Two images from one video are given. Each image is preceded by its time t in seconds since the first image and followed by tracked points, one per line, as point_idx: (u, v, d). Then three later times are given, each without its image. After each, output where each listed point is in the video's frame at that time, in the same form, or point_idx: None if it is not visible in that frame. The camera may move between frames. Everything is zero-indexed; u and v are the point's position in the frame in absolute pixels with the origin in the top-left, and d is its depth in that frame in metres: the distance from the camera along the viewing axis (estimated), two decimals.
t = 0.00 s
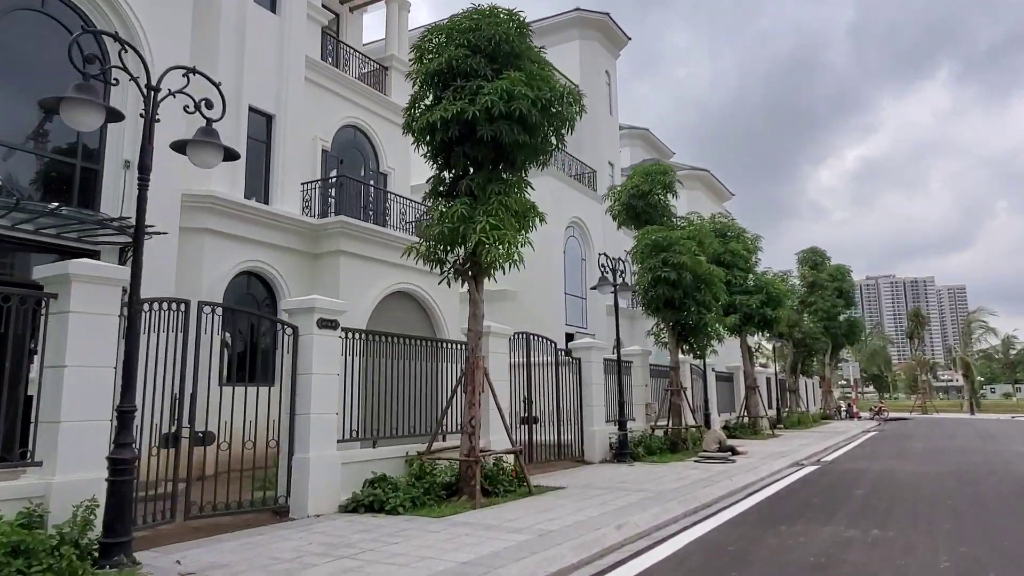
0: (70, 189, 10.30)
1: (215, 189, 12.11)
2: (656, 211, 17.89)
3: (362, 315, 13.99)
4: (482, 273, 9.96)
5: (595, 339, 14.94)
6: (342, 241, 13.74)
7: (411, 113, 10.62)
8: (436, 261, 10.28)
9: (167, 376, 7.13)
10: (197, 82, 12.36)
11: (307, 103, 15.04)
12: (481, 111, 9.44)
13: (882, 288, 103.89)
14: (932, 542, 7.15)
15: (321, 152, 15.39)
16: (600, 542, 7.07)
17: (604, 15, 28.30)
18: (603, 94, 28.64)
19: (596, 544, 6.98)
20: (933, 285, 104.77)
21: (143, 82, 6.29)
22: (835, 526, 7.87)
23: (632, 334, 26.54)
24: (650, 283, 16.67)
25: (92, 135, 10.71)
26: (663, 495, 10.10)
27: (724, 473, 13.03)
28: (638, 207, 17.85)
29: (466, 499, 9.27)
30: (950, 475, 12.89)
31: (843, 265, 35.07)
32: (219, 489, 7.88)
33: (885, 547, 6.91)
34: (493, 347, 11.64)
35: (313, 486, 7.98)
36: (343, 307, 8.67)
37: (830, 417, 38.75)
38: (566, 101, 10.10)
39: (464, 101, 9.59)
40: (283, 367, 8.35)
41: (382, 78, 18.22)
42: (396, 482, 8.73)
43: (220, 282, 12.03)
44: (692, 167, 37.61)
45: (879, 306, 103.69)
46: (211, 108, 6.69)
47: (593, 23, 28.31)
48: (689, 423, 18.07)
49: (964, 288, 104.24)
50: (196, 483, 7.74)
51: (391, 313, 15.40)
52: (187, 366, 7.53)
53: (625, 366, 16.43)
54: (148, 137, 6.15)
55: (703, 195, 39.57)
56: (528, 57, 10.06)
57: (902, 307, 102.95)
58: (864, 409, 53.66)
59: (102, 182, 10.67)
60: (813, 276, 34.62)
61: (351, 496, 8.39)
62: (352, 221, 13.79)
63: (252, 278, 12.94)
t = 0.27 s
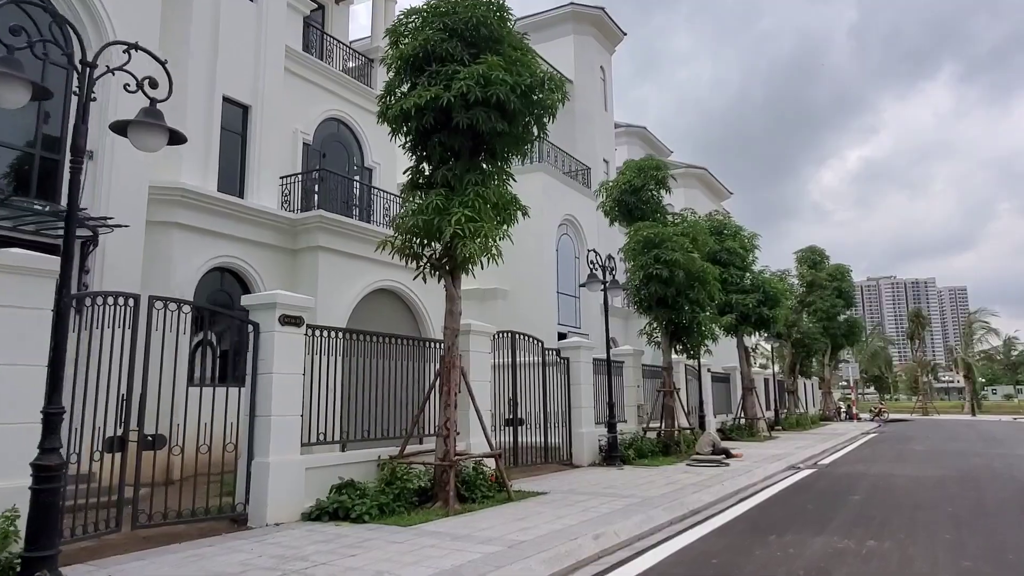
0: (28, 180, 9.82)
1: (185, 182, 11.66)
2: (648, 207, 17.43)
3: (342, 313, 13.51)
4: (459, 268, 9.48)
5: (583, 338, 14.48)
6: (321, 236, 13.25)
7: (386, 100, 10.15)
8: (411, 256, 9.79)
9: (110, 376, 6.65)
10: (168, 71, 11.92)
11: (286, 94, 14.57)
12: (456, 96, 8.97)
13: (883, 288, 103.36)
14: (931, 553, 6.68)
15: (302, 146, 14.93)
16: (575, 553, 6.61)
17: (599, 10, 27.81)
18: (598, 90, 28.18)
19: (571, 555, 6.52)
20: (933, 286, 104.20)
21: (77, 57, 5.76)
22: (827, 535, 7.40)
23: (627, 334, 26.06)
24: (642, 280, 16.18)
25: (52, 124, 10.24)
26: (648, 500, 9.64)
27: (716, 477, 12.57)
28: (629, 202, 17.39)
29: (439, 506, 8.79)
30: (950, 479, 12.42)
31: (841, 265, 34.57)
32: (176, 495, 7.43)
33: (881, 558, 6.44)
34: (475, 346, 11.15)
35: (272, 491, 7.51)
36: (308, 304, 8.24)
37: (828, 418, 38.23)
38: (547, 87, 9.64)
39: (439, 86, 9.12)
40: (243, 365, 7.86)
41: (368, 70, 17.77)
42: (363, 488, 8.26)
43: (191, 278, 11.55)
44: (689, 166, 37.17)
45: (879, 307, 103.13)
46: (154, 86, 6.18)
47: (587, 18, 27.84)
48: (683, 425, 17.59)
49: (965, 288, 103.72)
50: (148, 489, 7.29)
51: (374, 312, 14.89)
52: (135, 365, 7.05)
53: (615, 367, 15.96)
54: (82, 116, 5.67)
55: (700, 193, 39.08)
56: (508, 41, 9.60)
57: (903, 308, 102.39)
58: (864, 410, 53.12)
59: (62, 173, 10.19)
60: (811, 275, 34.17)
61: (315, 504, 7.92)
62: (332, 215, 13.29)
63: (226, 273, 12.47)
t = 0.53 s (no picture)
0: None
1: (153, 174, 11.20)
2: (640, 202, 16.97)
3: (320, 312, 13.03)
4: (433, 261, 9.00)
5: (571, 336, 14.03)
6: (297, 232, 12.78)
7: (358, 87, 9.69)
8: (384, 250, 9.31)
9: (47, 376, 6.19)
10: (135, 58, 11.47)
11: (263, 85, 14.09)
12: (428, 80, 8.50)
13: (883, 289, 102.83)
14: (928, 566, 6.21)
15: (281, 138, 14.46)
16: (545, 566, 6.14)
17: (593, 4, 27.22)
18: (592, 86, 27.72)
19: (541, 568, 6.06)
20: (934, 286, 103.66)
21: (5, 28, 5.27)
22: (817, 546, 6.94)
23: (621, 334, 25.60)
24: (632, 278, 15.70)
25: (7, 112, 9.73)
26: (632, 506, 9.18)
27: (707, 481, 12.10)
28: (621, 198, 16.95)
29: (410, 514, 8.31)
30: (950, 482, 11.95)
31: (840, 264, 34.04)
32: (126, 502, 7.02)
33: (874, 572, 5.98)
34: (454, 345, 10.68)
35: (226, 498, 7.03)
36: (267, 300, 7.77)
37: (827, 419, 37.71)
38: (525, 71, 9.15)
39: (410, 70, 8.65)
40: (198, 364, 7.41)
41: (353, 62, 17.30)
42: (327, 494, 7.78)
43: (158, 274, 11.10)
44: (686, 164, 36.70)
45: (879, 307, 102.61)
46: (89, 62, 5.83)
47: (581, 12, 27.25)
48: (676, 426, 17.12)
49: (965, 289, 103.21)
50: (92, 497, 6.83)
51: (357, 309, 14.47)
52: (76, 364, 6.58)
53: (605, 366, 15.49)
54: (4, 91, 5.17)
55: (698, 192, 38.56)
56: (483, 23, 9.11)
57: (903, 308, 101.85)
58: (863, 411, 52.58)
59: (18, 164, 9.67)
60: (809, 275, 33.69)
61: (273, 511, 7.44)
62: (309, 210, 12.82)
63: (197, 270, 12.02)
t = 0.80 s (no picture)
0: None
1: (117, 164, 10.72)
2: (631, 198, 16.54)
3: (295, 309, 12.53)
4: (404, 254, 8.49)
5: (557, 335, 13.57)
6: (271, 226, 12.30)
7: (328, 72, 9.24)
8: (354, 243, 8.79)
9: None
10: (100, 44, 11.00)
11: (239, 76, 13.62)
12: (396, 62, 8.04)
13: (883, 290, 102.30)
14: None
15: (258, 130, 13.97)
16: None
17: None
18: (585, 82, 27.24)
19: None
20: (933, 287, 103.17)
21: None
22: (807, 557, 6.49)
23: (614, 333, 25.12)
24: (622, 275, 15.24)
25: None
26: (615, 513, 8.70)
27: (697, 486, 11.62)
28: (611, 194, 16.54)
29: (377, 522, 7.84)
30: (951, 487, 11.47)
31: (838, 264, 33.56)
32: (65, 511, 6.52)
33: None
34: (430, 344, 10.20)
35: (173, 506, 6.56)
36: (225, 296, 7.28)
37: (824, 421, 37.25)
38: (502, 54, 8.66)
39: (378, 52, 8.19)
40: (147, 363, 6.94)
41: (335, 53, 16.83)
42: (287, 501, 7.30)
43: (123, 269, 10.63)
44: (682, 162, 36.22)
45: (879, 308, 102.19)
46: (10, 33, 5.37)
47: (575, 7, 26.61)
48: (668, 429, 16.64)
49: (965, 290, 102.73)
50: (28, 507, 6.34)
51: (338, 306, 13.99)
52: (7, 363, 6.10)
53: (594, 366, 15.04)
54: None
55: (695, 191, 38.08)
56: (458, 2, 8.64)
57: (902, 309, 101.32)
58: (862, 413, 52.09)
59: None
60: (807, 274, 33.20)
61: (227, 520, 6.96)
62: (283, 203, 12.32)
63: (165, 264, 11.55)
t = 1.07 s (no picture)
0: None
1: (78, 154, 10.26)
2: (621, 192, 16.08)
3: (268, 306, 12.07)
4: (372, 245, 7.99)
5: (542, 333, 13.15)
6: (243, 220, 11.83)
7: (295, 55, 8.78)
8: (321, 234, 8.29)
9: None
10: (60, 27, 10.52)
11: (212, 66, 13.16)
12: (360, 41, 7.56)
13: (882, 290, 101.85)
14: None
15: (233, 121, 13.50)
16: None
17: None
18: (578, 77, 26.78)
19: None
20: (933, 287, 102.73)
21: None
22: (794, 569, 6.04)
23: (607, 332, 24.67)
24: (611, 271, 14.77)
25: None
26: (595, 518, 8.25)
27: (686, 489, 11.17)
28: (601, 188, 16.08)
29: (339, 529, 7.38)
30: (950, 491, 11.03)
31: (836, 262, 33.10)
32: None
33: None
34: (404, 341, 9.75)
35: (114, 514, 6.12)
36: (176, 289, 6.88)
37: (823, 421, 36.79)
38: (476, 34, 8.14)
39: (342, 31, 7.71)
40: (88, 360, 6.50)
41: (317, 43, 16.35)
42: (240, 508, 6.84)
43: (84, 264, 10.18)
44: (678, 159, 35.74)
45: (878, 308, 101.75)
46: None
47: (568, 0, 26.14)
48: (659, 429, 16.19)
49: (964, 290, 102.27)
50: None
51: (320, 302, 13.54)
52: None
53: (582, 366, 14.59)
54: None
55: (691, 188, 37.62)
56: None
57: (902, 309, 100.85)
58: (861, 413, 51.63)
59: None
60: (804, 272, 32.74)
61: (173, 529, 6.50)
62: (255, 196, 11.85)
63: (131, 259, 11.10)
